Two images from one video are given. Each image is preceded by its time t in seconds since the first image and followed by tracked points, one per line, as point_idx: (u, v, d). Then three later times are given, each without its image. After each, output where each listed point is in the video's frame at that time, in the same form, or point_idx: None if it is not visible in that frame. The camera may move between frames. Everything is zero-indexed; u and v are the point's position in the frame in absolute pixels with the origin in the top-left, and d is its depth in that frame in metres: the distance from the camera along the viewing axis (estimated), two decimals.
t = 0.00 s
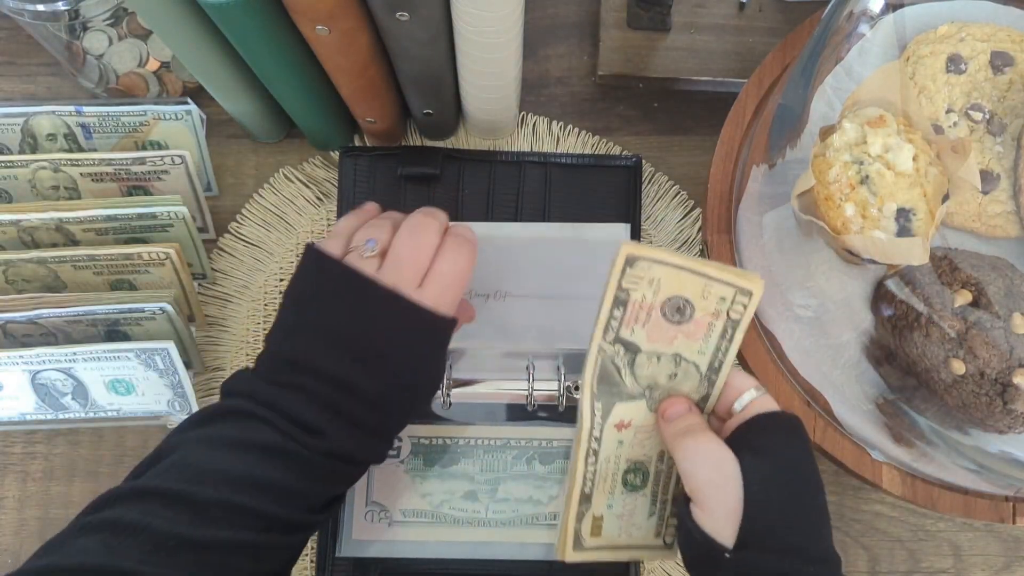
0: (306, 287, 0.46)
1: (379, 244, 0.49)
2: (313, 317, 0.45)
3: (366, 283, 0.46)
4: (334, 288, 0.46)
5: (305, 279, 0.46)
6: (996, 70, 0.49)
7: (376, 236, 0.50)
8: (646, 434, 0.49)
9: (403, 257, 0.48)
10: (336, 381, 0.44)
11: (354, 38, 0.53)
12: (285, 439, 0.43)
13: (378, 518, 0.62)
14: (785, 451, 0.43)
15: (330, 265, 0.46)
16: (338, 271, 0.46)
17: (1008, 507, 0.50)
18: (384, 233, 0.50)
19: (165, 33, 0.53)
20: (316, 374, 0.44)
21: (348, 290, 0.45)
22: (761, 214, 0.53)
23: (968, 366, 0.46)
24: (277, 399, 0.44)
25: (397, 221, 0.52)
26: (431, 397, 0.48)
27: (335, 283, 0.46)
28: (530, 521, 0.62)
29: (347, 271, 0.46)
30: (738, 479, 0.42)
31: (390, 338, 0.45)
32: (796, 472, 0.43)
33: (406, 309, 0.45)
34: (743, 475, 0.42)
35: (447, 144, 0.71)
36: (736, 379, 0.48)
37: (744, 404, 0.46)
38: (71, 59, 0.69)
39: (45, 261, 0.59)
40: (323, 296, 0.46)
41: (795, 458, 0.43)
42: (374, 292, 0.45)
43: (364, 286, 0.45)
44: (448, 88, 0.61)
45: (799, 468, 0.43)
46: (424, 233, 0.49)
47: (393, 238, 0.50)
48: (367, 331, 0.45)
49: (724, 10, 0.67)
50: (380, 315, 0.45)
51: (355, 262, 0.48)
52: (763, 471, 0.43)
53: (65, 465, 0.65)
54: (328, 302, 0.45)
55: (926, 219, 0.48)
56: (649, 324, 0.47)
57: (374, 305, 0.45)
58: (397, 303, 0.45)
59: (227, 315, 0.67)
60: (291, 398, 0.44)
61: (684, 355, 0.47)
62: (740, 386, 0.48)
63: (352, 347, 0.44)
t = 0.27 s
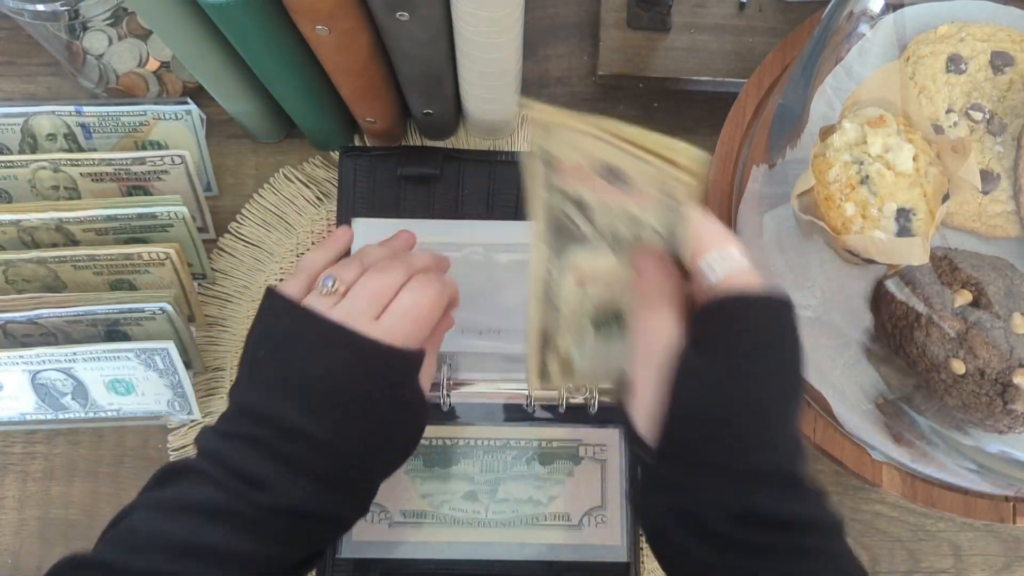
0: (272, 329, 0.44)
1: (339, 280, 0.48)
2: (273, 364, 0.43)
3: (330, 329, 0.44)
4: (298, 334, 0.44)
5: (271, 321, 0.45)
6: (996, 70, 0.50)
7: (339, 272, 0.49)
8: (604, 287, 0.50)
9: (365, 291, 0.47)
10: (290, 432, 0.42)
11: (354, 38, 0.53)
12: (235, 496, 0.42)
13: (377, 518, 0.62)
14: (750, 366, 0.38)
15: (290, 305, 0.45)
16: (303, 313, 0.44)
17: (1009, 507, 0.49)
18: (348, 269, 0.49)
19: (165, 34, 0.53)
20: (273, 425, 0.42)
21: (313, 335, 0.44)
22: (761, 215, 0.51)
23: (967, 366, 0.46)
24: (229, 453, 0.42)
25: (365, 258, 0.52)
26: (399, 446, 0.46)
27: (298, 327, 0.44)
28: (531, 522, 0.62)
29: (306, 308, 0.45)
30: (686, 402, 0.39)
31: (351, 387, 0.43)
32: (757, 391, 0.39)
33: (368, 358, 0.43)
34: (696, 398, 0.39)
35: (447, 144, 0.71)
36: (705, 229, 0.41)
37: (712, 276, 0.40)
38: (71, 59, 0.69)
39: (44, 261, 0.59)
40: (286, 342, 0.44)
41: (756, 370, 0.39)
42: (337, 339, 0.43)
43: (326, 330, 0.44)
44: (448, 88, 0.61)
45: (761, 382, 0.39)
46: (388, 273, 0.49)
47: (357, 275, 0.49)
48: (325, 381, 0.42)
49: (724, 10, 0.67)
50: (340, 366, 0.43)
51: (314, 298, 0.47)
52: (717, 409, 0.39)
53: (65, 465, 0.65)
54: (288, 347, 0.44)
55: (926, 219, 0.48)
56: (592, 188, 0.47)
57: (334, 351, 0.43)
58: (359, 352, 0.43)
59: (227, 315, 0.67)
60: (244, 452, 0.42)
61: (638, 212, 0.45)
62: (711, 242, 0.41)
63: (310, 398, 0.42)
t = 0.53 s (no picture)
0: (258, 388, 0.44)
1: (332, 339, 0.46)
2: (259, 422, 0.43)
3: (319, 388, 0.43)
4: (286, 394, 0.43)
5: (259, 380, 0.44)
6: (996, 70, 0.49)
7: (331, 328, 0.46)
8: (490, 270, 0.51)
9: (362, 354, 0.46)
10: (283, 493, 0.42)
11: (354, 37, 0.52)
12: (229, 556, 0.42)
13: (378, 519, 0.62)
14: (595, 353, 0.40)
15: (280, 369, 0.44)
16: (291, 373, 0.43)
17: (1008, 507, 0.49)
18: (341, 324, 0.46)
19: (166, 34, 0.53)
20: (263, 488, 0.42)
21: (302, 394, 0.43)
22: (762, 215, 0.52)
23: (967, 366, 0.46)
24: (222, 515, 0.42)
25: (359, 306, 0.48)
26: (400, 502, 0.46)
27: (286, 393, 0.43)
28: (531, 523, 0.62)
29: (290, 370, 0.44)
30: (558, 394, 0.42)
31: (338, 447, 0.42)
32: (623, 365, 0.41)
33: (361, 421, 0.43)
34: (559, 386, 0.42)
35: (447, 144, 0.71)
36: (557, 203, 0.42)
37: (527, 264, 0.41)
38: (71, 59, 0.69)
39: (44, 261, 0.59)
40: (271, 403, 0.43)
41: (615, 351, 0.40)
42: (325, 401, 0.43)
43: (309, 388, 0.43)
44: (448, 89, 0.61)
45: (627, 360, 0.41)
46: (386, 333, 0.47)
47: (348, 330, 0.46)
48: (318, 442, 0.42)
49: (724, 10, 0.67)
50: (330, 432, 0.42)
51: (308, 364, 0.45)
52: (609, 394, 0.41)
53: (65, 465, 0.65)
54: (277, 412, 0.43)
55: (926, 219, 0.48)
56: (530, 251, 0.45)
57: (324, 417, 0.43)
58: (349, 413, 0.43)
59: (227, 315, 0.67)
60: (231, 515, 0.42)
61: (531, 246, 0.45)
62: (525, 237, 0.41)
63: (301, 461, 0.42)
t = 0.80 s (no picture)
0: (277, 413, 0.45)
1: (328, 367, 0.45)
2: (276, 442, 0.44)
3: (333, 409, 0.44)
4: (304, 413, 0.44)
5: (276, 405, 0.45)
6: (996, 70, 0.49)
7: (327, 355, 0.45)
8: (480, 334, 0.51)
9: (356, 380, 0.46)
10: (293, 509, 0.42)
11: (354, 37, 0.52)
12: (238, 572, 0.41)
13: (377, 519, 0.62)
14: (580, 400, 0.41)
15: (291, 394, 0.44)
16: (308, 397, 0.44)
17: (1008, 507, 0.50)
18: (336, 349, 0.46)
19: (166, 34, 0.53)
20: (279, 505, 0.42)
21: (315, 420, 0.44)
22: (762, 215, 0.52)
23: (968, 366, 0.46)
24: (229, 533, 0.42)
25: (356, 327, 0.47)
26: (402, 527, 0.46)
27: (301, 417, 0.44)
28: (531, 524, 0.62)
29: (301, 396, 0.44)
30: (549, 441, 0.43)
31: (347, 468, 0.43)
32: (604, 413, 0.42)
33: (369, 444, 0.44)
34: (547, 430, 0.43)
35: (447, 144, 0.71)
36: (527, 282, 0.45)
37: (504, 343, 0.43)
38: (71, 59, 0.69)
39: (44, 261, 0.59)
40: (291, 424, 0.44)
41: (596, 398, 0.42)
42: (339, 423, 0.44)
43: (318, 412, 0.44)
44: (448, 89, 0.61)
45: (612, 408, 0.42)
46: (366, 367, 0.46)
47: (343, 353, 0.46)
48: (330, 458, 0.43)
49: (724, 10, 0.67)
50: (343, 452, 0.43)
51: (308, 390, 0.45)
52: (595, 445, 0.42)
53: (65, 465, 0.65)
54: (291, 434, 0.44)
55: (926, 219, 0.48)
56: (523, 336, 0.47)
57: (333, 441, 0.43)
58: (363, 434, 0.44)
59: (227, 315, 0.67)
60: (247, 534, 0.42)
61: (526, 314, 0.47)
62: (498, 314, 0.43)
63: (312, 478, 0.43)
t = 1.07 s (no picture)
0: (291, 438, 0.45)
1: (342, 402, 0.46)
2: (291, 472, 0.44)
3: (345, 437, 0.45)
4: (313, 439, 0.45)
5: (290, 431, 0.45)
6: (996, 70, 0.49)
7: (338, 392, 0.46)
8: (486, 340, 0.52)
9: (373, 410, 0.46)
10: (312, 537, 0.43)
11: (354, 37, 0.52)
12: None
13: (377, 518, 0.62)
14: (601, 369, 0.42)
15: (305, 427, 0.45)
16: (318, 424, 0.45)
17: (1009, 507, 0.50)
18: (347, 386, 0.46)
19: (166, 34, 0.53)
20: (298, 534, 0.43)
21: (328, 447, 0.44)
22: (762, 215, 0.53)
23: (968, 366, 0.46)
24: (246, 561, 0.43)
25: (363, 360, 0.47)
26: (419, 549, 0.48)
27: (314, 444, 0.45)
28: (531, 524, 0.62)
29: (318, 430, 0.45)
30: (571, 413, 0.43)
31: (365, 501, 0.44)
32: (626, 383, 0.42)
33: (384, 478, 0.45)
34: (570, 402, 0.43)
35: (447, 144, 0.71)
36: (557, 269, 0.47)
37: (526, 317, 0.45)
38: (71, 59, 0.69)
39: (44, 261, 0.59)
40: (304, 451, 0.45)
41: (616, 368, 0.42)
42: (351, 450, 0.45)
43: (330, 441, 0.45)
44: (448, 89, 0.61)
45: (634, 378, 0.42)
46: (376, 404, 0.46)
47: (353, 390, 0.46)
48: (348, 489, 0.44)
49: (724, 10, 0.67)
50: (358, 481, 0.44)
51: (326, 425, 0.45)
52: (615, 416, 0.43)
53: (65, 465, 0.65)
54: (306, 463, 0.44)
55: (926, 219, 0.48)
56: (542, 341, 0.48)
57: (349, 473, 0.44)
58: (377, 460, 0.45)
59: (226, 315, 0.66)
60: (268, 560, 0.43)
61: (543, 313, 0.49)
62: (522, 292, 0.46)
63: (329, 506, 0.44)
